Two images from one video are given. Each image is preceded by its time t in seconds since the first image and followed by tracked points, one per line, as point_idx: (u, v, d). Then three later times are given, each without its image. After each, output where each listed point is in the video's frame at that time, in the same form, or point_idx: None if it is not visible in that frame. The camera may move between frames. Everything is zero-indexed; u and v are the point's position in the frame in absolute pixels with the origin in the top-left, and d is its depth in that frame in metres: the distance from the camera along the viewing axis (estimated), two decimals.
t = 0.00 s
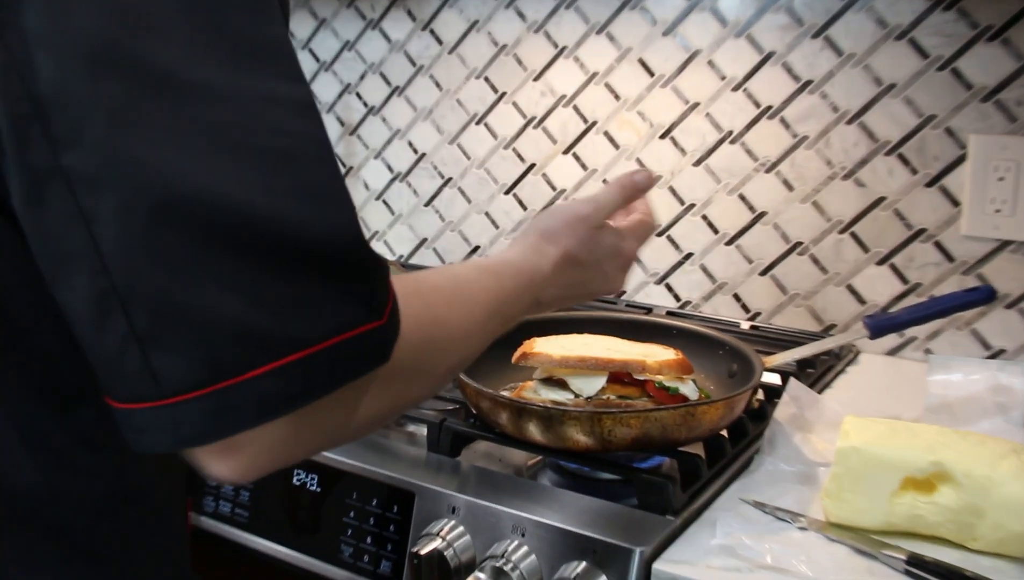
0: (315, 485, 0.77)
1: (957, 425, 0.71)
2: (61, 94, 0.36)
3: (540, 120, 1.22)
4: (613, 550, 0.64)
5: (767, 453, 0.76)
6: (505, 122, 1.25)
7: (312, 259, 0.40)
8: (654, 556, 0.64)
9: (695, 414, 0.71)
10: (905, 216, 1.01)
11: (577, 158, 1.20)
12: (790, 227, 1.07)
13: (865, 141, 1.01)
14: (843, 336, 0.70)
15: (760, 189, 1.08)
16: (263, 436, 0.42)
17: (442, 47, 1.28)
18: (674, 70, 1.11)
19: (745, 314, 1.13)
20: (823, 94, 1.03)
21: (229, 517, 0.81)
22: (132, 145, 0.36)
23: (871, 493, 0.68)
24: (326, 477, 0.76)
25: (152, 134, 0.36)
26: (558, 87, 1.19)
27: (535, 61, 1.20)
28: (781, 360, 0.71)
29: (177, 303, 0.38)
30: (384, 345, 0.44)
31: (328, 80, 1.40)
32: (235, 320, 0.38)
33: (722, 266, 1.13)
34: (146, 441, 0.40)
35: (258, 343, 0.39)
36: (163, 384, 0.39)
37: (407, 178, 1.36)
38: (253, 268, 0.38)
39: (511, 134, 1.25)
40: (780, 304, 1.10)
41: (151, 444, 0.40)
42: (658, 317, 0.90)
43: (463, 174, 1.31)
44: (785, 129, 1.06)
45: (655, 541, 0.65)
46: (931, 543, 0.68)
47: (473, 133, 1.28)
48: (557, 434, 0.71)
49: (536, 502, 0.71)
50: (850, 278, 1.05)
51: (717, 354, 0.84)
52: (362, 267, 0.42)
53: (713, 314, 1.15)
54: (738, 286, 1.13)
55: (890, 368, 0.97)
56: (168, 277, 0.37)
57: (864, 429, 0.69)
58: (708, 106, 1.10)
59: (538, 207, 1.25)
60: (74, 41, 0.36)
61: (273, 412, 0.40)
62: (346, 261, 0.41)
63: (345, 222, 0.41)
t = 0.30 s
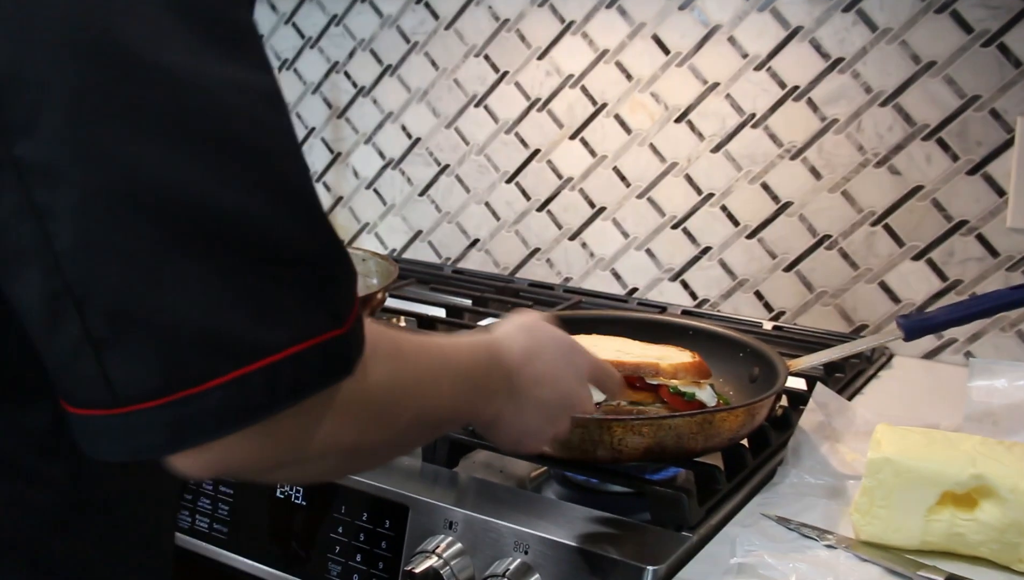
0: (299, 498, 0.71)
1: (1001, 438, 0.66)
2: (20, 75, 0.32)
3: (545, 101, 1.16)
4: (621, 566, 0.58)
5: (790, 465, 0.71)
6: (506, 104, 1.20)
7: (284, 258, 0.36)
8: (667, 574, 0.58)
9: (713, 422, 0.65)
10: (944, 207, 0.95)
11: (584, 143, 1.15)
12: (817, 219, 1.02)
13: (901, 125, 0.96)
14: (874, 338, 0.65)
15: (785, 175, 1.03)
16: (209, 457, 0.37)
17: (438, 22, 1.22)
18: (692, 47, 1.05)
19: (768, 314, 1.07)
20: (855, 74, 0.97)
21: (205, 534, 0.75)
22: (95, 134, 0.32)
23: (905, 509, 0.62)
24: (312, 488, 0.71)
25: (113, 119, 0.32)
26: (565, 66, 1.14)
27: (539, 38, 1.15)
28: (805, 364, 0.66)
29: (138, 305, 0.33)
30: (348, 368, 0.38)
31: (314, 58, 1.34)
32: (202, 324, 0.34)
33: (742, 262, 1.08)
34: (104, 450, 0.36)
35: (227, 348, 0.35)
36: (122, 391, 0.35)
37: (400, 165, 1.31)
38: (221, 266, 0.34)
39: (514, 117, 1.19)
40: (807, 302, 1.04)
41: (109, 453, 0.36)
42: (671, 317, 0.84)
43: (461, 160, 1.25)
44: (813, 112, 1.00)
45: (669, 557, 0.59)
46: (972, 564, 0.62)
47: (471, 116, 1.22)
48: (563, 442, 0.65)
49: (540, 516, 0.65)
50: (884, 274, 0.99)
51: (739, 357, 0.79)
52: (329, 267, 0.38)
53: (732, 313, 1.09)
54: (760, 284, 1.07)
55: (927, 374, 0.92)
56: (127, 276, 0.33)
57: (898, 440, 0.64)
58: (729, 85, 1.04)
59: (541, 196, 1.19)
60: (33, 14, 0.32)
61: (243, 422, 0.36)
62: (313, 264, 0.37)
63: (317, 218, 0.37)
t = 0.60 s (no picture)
0: (293, 495, 0.69)
1: None
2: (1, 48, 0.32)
3: (550, 81, 1.13)
4: (626, 566, 0.56)
5: (805, 461, 0.69)
6: (508, 86, 1.17)
7: (271, 220, 0.35)
8: (677, 573, 0.56)
9: (724, 417, 0.62)
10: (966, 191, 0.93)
11: (590, 125, 1.12)
12: (832, 205, 1.00)
13: (921, 106, 0.94)
14: (894, 330, 0.63)
15: (798, 159, 1.01)
16: (237, 416, 0.38)
17: None
18: (703, 27, 1.03)
19: (781, 305, 1.05)
20: (873, 54, 0.95)
21: (197, 532, 0.73)
22: (74, 105, 0.32)
23: (923, 507, 0.60)
24: (306, 485, 0.68)
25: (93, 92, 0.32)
26: (570, 46, 1.11)
27: (544, 17, 1.12)
28: (820, 357, 0.64)
29: (127, 275, 0.33)
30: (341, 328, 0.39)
31: (309, 36, 1.31)
32: (191, 292, 0.34)
33: (755, 250, 1.05)
34: (102, 428, 0.36)
35: (220, 313, 0.34)
36: (116, 365, 0.34)
37: (398, 148, 1.28)
38: (208, 231, 0.34)
39: (516, 99, 1.17)
40: (822, 292, 1.02)
41: (106, 430, 0.36)
42: (681, 308, 0.82)
43: (462, 144, 1.22)
44: (829, 94, 0.98)
45: (679, 555, 0.57)
46: (996, 565, 0.60)
47: (473, 97, 1.20)
48: (568, 437, 0.63)
49: (543, 514, 0.62)
50: (904, 261, 0.97)
51: (751, 348, 0.77)
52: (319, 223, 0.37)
53: (743, 303, 1.07)
54: (773, 273, 1.04)
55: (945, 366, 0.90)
56: (115, 246, 0.33)
57: (918, 434, 0.61)
58: (740, 66, 1.02)
59: (545, 181, 1.17)
60: None
61: (240, 385, 0.36)
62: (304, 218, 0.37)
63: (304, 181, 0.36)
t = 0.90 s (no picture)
0: (291, 482, 0.67)
1: None
2: None
3: (553, 58, 1.11)
4: (632, 553, 0.54)
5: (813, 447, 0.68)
6: (510, 63, 1.15)
7: (248, 197, 0.35)
8: (682, 562, 0.54)
9: (731, 401, 0.61)
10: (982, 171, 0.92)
11: (594, 103, 1.11)
12: (843, 185, 0.98)
13: (934, 84, 0.92)
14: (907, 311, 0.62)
15: (808, 138, 0.99)
16: (218, 401, 0.37)
17: None
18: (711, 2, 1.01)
19: (790, 287, 1.04)
20: (885, 29, 0.93)
21: (192, 519, 0.71)
22: (42, 81, 0.32)
23: (936, 493, 0.58)
24: (304, 470, 0.67)
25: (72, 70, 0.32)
26: (573, 22, 1.09)
27: None
28: (829, 340, 0.64)
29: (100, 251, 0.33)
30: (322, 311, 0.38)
31: (306, 13, 1.29)
32: (164, 269, 0.33)
33: (763, 231, 1.04)
34: (78, 412, 0.36)
35: (194, 292, 0.34)
36: (92, 344, 0.34)
37: (398, 126, 1.26)
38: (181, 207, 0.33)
39: (519, 76, 1.15)
40: (831, 275, 1.01)
41: (83, 413, 0.36)
42: (687, 290, 0.81)
43: (462, 122, 1.21)
44: (840, 71, 0.96)
45: (683, 543, 0.55)
46: (1008, 552, 0.58)
47: (473, 75, 1.18)
48: (571, 422, 0.61)
49: (547, 499, 0.60)
50: (916, 243, 0.96)
51: (760, 331, 0.76)
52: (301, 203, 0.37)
53: (752, 285, 1.06)
54: (782, 254, 1.04)
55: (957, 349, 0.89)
56: (87, 222, 0.33)
57: (929, 419, 0.60)
58: (749, 42, 1.00)
59: (549, 161, 1.15)
60: None
61: (216, 369, 0.35)
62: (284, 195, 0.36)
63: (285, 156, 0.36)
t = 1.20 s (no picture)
0: (282, 474, 0.65)
1: None
2: None
3: (556, 34, 1.09)
4: (638, 548, 0.52)
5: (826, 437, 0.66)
6: (510, 40, 1.13)
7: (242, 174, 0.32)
8: (690, 557, 0.52)
9: (739, 390, 0.58)
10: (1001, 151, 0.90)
11: (597, 81, 1.09)
12: (855, 166, 0.97)
13: (952, 61, 0.90)
14: (923, 296, 0.63)
15: (819, 118, 0.97)
16: (212, 391, 0.35)
17: None
18: None
19: (802, 273, 1.02)
20: (901, 5, 0.91)
21: (180, 514, 0.69)
22: (28, 50, 0.30)
23: (953, 485, 0.56)
24: (298, 463, 0.64)
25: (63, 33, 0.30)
26: None
27: None
28: (841, 327, 0.64)
29: (90, 231, 0.31)
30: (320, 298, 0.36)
31: None
32: (156, 253, 0.31)
33: (772, 215, 1.02)
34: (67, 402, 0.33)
35: (187, 275, 0.32)
36: (81, 329, 0.32)
37: (394, 107, 1.24)
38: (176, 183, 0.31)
39: (519, 53, 1.13)
40: (845, 259, 0.99)
41: (72, 404, 0.33)
42: (698, 276, 0.80)
43: (461, 102, 1.19)
44: (853, 48, 0.94)
45: (692, 538, 0.53)
46: None
47: (473, 53, 1.16)
48: (573, 411, 0.59)
49: (551, 491, 0.58)
50: (932, 226, 0.94)
51: (771, 316, 0.75)
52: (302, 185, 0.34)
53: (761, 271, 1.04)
54: (793, 239, 1.02)
55: (973, 337, 0.87)
56: (76, 200, 0.30)
57: (947, 409, 0.58)
58: (759, 18, 0.98)
59: (550, 142, 1.14)
60: None
61: (211, 353, 0.33)
62: (285, 177, 0.34)
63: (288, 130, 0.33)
